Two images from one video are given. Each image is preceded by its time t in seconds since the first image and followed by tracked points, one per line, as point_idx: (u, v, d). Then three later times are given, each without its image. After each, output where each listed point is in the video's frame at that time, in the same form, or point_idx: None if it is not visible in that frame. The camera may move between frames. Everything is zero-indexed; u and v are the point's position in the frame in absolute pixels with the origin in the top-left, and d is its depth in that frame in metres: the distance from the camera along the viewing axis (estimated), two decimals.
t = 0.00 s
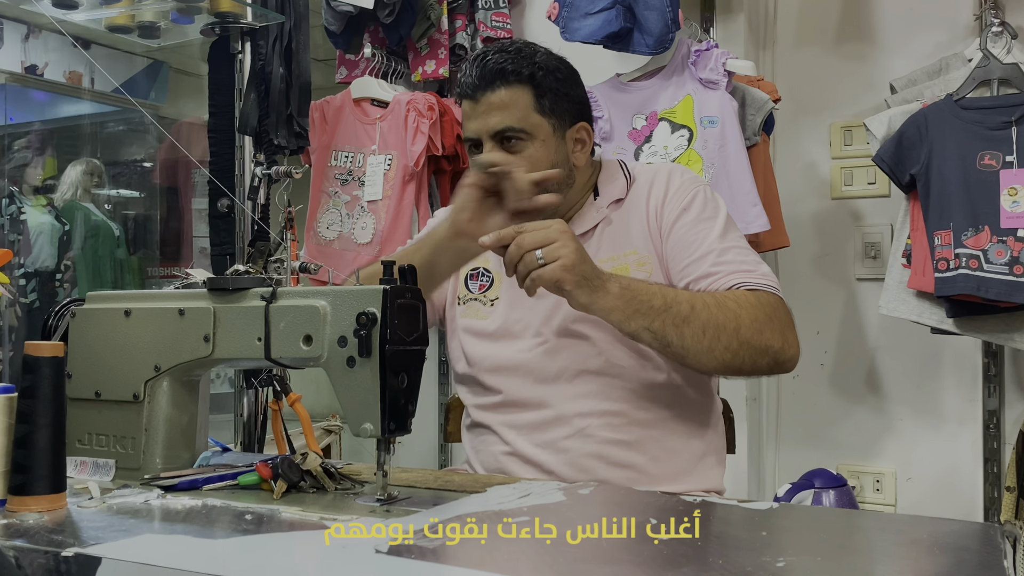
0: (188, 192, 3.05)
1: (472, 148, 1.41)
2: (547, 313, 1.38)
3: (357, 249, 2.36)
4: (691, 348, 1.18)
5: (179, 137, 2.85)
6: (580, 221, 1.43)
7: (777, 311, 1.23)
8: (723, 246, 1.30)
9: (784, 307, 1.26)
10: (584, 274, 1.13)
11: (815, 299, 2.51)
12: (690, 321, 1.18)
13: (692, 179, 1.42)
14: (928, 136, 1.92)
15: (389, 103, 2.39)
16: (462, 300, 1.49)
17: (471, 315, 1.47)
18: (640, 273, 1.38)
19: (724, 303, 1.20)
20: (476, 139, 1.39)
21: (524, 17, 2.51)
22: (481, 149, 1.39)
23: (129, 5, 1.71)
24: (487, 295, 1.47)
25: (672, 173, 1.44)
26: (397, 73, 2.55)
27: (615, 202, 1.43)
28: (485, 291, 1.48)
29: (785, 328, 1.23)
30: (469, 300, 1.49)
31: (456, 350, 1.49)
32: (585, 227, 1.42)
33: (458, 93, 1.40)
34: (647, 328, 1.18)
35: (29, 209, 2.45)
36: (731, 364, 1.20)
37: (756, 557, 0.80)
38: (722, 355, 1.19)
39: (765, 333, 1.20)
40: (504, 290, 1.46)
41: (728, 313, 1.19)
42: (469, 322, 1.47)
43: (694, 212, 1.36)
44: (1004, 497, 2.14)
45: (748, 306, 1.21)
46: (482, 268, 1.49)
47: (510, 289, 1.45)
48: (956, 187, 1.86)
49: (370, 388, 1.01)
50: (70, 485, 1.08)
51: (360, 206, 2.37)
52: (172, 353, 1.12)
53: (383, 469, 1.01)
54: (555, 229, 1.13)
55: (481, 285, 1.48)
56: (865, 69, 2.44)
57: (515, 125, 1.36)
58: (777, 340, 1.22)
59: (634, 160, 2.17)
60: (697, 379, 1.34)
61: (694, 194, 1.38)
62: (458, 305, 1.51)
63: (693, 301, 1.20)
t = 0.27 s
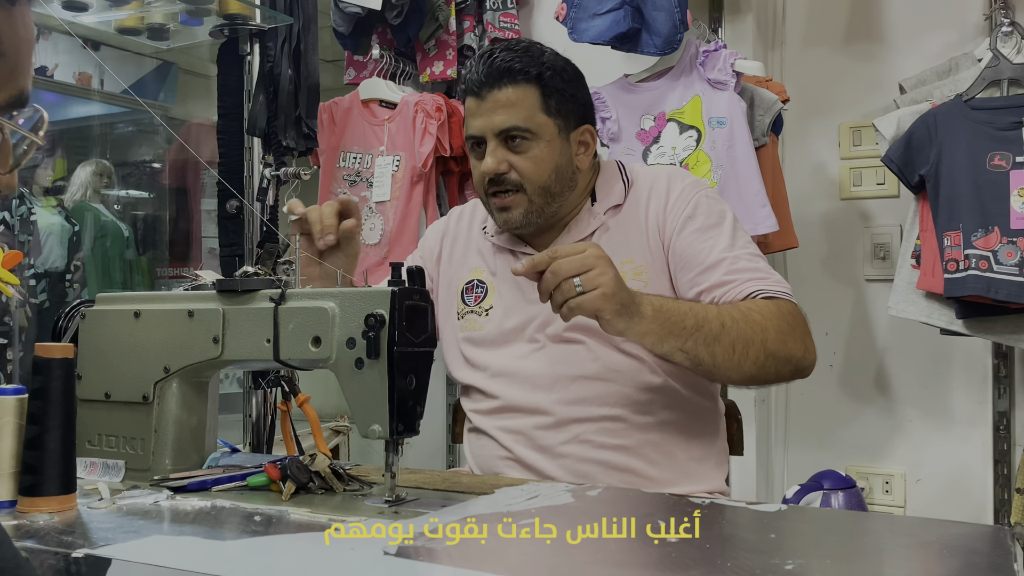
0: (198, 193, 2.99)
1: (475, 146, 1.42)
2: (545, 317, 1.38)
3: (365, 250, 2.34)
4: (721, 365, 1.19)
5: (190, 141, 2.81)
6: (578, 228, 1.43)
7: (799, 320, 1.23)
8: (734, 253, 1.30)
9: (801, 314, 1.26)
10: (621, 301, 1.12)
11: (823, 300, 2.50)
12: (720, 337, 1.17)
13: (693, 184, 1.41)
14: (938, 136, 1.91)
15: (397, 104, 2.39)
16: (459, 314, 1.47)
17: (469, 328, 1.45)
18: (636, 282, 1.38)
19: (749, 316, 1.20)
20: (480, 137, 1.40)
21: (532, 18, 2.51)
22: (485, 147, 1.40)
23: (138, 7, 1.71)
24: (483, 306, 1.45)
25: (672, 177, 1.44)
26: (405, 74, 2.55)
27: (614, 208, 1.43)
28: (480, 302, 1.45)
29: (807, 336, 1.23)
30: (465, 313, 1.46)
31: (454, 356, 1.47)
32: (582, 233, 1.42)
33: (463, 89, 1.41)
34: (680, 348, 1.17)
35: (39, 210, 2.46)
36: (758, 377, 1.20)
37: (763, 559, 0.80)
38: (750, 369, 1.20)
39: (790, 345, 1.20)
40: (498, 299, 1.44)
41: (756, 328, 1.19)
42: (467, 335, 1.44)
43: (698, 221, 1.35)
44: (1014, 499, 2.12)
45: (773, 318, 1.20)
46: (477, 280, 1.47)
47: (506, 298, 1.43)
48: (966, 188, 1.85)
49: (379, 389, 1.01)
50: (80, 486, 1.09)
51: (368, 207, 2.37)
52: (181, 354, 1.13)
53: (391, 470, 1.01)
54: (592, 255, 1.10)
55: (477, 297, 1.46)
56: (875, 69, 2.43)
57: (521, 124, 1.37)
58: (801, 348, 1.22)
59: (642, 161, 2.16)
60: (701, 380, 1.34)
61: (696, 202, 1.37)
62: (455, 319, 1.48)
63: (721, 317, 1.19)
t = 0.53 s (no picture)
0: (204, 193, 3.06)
1: (486, 137, 1.42)
2: (554, 316, 1.37)
3: (370, 249, 2.37)
4: (726, 362, 1.17)
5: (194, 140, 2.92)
6: (588, 226, 1.42)
7: (805, 317, 1.22)
8: (743, 251, 1.29)
9: (809, 312, 1.25)
10: (623, 294, 1.12)
11: (831, 300, 2.48)
12: (725, 333, 1.17)
13: (703, 183, 1.40)
14: (946, 135, 1.90)
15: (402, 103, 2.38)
16: (470, 317, 1.45)
17: (480, 331, 1.43)
18: (648, 280, 1.37)
19: (755, 312, 1.19)
20: (490, 127, 1.40)
21: (538, 16, 2.50)
22: (495, 137, 1.40)
23: (143, 6, 1.72)
24: (492, 308, 1.43)
25: (682, 177, 1.43)
26: (411, 74, 2.54)
27: (623, 206, 1.42)
28: (489, 304, 1.44)
29: (814, 335, 1.22)
30: (474, 316, 1.44)
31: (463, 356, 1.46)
32: (592, 230, 1.40)
33: (474, 80, 1.41)
34: (684, 343, 1.16)
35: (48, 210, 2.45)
36: (764, 375, 1.19)
37: (766, 560, 0.79)
38: (756, 366, 1.18)
39: (796, 342, 1.20)
40: (508, 300, 1.42)
41: (761, 324, 1.18)
42: (478, 338, 1.43)
43: (709, 219, 1.34)
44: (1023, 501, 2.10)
45: (778, 314, 1.19)
46: (484, 282, 1.46)
47: (515, 298, 1.41)
48: (975, 187, 1.84)
49: (380, 389, 1.01)
50: (82, 485, 1.09)
51: (374, 206, 2.37)
52: (183, 353, 1.13)
53: (392, 470, 1.01)
54: (592, 247, 1.11)
55: (485, 299, 1.44)
56: (883, 68, 2.41)
57: (531, 114, 1.37)
58: (808, 347, 1.21)
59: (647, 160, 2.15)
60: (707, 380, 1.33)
61: (706, 200, 1.37)
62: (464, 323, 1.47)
63: (726, 313, 1.18)
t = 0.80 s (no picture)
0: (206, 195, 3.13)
1: (499, 117, 1.44)
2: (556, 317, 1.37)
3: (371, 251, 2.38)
4: (724, 362, 1.15)
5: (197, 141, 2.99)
6: (594, 224, 1.41)
7: (805, 311, 1.19)
8: (745, 248, 1.28)
9: (811, 305, 1.22)
10: (602, 300, 1.09)
11: (832, 302, 2.48)
12: (718, 333, 1.14)
13: (709, 184, 1.40)
14: (945, 137, 1.90)
15: (403, 106, 2.39)
16: (473, 312, 1.45)
17: (484, 326, 1.43)
18: (653, 279, 1.37)
19: (748, 309, 1.16)
20: (504, 106, 1.42)
21: (539, 19, 2.50)
22: (508, 116, 1.42)
23: (144, 10, 1.72)
24: (496, 304, 1.43)
25: (689, 178, 1.43)
26: (412, 75, 2.54)
27: (631, 205, 1.42)
28: (493, 300, 1.44)
29: (815, 327, 1.19)
30: (478, 311, 1.45)
31: (464, 357, 1.47)
32: (599, 228, 1.40)
33: (495, 60, 1.44)
34: (676, 345, 1.14)
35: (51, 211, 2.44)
36: (766, 373, 1.16)
37: (756, 564, 0.80)
38: (756, 365, 1.16)
39: (796, 336, 1.16)
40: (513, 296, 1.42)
41: (756, 320, 1.15)
42: (482, 334, 1.43)
43: (712, 218, 1.34)
44: None
45: (774, 310, 1.17)
46: (489, 277, 1.47)
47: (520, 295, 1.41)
48: (974, 189, 1.83)
49: (374, 391, 1.02)
50: (79, 487, 1.10)
51: (374, 208, 2.38)
52: (180, 356, 1.13)
53: (387, 473, 1.01)
54: (564, 260, 1.08)
55: (490, 295, 1.45)
56: (884, 69, 2.41)
57: (545, 93, 1.39)
58: (809, 340, 1.18)
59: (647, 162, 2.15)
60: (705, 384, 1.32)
61: (712, 200, 1.37)
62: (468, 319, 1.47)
63: (718, 313, 1.16)
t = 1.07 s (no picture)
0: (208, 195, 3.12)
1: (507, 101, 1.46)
2: (554, 315, 1.37)
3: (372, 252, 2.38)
4: (704, 337, 1.15)
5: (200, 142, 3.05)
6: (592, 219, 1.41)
7: (791, 302, 1.19)
8: (734, 242, 1.28)
9: (799, 299, 1.22)
10: (590, 251, 1.09)
11: (832, 302, 2.48)
12: (702, 308, 1.14)
13: (704, 183, 1.41)
14: (944, 139, 1.89)
15: (403, 106, 2.39)
16: (470, 307, 1.45)
17: (481, 321, 1.43)
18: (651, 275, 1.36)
19: (737, 291, 1.17)
20: (513, 91, 1.44)
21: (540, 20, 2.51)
22: (515, 98, 1.44)
23: (144, 12, 1.73)
24: (495, 300, 1.44)
25: (685, 177, 1.44)
26: (413, 76, 2.55)
27: (629, 202, 1.42)
28: (492, 296, 1.44)
29: (801, 320, 1.19)
30: (476, 306, 1.45)
31: (462, 359, 1.46)
32: (598, 223, 1.40)
33: (510, 50, 1.49)
34: (657, 313, 1.13)
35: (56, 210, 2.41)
36: (745, 356, 1.16)
37: (746, 566, 0.80)
38: (735, 344, 1.15)
39: (780, 322, 1.17)
40: (512, 292, 1.43)
41: (742, 301, 1.16)
42: (479, 329, 1.43)
43: (705, 211, 1.34)
44: None
45: (761, 295, 1.17)
46: (487, 273, 1.46)
47: (519, 292, 1.42)
48: (973, 191, 1.83)
49: (369, 393, 1.02)
50: (76, 488, 1.10)
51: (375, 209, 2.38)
52: (176, 358, 1.14)
53: (381, 474, 1.02)
54: (563, 207, 1.08)
55: (488, 290, 1.45)
56: (885, 70, 2.41)
57: (552, 79, 1.41)
58: (794, 329, 1.18)
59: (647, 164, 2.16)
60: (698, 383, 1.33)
61: (706, 197, 1.37)
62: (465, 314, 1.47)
63: (704, 288, 1.16)
